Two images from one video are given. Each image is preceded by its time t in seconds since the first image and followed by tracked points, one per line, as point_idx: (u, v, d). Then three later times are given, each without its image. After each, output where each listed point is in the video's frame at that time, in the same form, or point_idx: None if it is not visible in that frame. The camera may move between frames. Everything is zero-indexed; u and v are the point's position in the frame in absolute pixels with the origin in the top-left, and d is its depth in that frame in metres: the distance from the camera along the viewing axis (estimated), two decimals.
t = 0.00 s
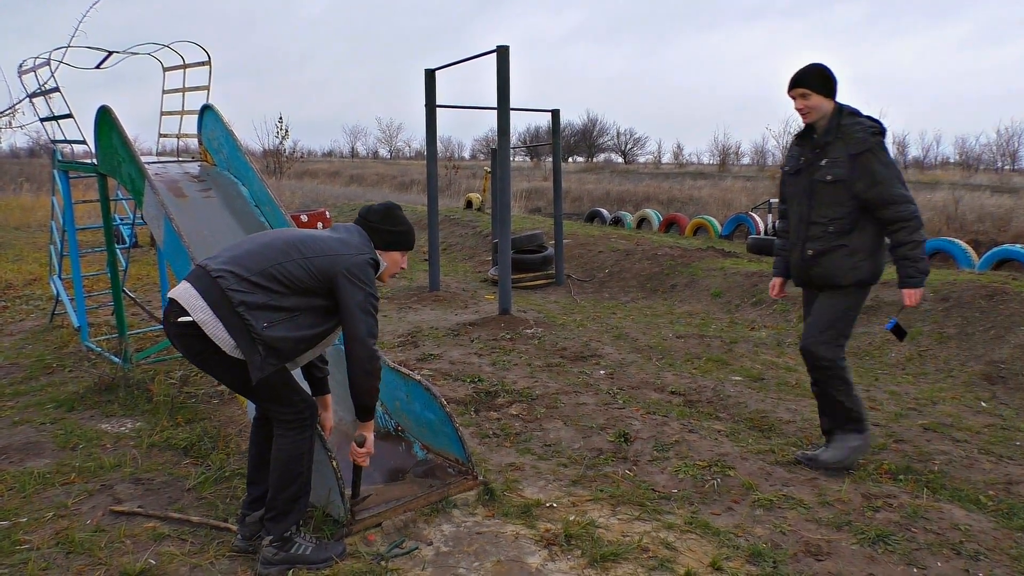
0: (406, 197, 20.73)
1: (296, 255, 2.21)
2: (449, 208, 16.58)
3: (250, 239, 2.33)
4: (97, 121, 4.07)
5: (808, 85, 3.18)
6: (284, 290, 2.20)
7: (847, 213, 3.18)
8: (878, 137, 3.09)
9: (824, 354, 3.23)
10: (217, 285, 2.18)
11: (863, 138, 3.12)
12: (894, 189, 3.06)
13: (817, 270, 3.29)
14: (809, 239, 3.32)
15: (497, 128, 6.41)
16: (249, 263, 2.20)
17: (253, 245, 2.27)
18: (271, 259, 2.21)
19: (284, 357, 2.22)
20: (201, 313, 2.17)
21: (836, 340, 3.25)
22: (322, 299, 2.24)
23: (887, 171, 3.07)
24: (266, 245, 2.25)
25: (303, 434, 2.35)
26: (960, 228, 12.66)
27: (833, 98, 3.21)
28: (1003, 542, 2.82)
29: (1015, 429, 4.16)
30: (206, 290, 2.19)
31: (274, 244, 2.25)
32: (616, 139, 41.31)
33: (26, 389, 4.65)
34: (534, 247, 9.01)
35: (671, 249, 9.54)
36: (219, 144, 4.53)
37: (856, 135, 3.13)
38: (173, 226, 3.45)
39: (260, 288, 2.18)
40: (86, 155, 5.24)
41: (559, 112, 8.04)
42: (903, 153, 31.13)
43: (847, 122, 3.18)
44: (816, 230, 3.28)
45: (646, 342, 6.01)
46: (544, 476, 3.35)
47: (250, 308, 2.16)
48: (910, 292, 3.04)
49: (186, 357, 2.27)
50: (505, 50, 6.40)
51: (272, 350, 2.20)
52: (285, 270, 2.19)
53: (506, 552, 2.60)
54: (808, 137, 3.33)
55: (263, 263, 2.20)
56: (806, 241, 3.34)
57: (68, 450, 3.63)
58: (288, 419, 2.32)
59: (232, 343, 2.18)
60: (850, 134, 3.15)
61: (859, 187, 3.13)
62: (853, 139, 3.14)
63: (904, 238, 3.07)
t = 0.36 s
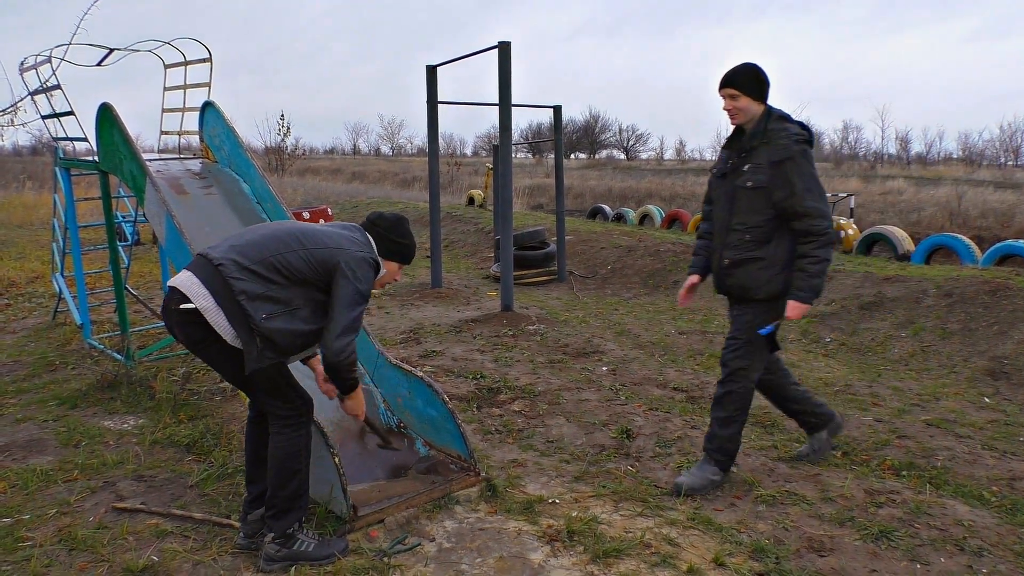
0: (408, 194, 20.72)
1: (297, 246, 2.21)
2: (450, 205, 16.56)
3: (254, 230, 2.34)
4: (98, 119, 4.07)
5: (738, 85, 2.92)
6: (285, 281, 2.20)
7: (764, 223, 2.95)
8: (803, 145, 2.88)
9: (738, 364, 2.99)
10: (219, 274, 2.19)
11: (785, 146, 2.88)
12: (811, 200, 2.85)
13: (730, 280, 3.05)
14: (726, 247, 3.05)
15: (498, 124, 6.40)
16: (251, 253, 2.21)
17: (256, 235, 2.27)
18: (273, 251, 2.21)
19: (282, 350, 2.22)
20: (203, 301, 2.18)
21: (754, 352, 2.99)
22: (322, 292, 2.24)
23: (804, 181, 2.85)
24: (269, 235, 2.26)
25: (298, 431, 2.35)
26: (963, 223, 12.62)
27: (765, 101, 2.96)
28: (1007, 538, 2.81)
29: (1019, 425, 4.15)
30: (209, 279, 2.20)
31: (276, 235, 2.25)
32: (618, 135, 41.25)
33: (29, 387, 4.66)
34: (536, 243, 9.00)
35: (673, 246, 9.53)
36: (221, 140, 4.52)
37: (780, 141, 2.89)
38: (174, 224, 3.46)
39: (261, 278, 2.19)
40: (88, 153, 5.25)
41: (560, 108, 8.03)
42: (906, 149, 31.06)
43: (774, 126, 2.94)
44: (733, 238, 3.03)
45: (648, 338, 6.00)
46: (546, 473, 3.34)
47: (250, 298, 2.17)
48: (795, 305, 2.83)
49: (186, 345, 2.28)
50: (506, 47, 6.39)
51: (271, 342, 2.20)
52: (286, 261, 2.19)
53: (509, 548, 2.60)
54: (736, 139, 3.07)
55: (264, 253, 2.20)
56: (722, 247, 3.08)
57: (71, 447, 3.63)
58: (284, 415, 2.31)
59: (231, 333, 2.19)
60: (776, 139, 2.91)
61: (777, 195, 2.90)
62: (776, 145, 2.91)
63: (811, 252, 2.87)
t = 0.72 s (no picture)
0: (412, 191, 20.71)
1: (288, 199, 2.23)
2: (454, 203, 16.56)
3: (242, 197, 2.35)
4: (102, 116, 4.08)
5: (678, 68, 2.84)
6: (285, 237, 2.22)
7: (710, 208, 2.88)
8: (748, 126, 2.79)
9: (709, 368, 2.96)
10: (221, 244, 2.20)
11: (732, 127, 2.80)
12: (755, 183, 2.78)
13: (676, 268, 2.96)
14: (672, 233, 2.95)
15: (502, 121, 6.39)
16: (247, 217, 2.22)
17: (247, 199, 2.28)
18: (266, 209, 2.22)
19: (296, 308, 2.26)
20: (210, 273, 2.18)
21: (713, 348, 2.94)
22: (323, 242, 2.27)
23: (750, 163, 2.77)
24: (259, 197, 2.27)
25: (285, 431, 2.34)
26: (967, 221, 12.57)
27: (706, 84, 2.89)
28: (1010, 536, 2.81)
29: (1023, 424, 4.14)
30: (211, 251, 2.20)
31: (266, 194, 2.27)
32: (622, 132, 41.19)
33: (33, 383, 4.67)
34: (539, 241, 8.99)
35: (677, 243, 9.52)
36: (225, 137, 4.52)
37: (726, 123, 2.82)
38: (178, 220, 3.47)
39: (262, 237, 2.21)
40: (92, 150, 5.25)
41: (564, 105, 8.01)
42: (910, 146, 30.95)
43: (718, 110, 2.86)
44: (678, 224, 2.93)
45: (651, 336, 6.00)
46: (549, 470, 3.34)
47: (255, 259, 2.19)
48: (709, 279, 2.77)
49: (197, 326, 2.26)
50: (510, 44, 6.38)
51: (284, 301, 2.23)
52: (282, 215, 2.21)
53: (512, 545, 2.60)
54: (679, 123, 2.98)
55: (259, 213, 2.22)
56: (666, 234, 2.97)
57: (75, 444, 3.64)
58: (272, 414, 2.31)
59: (243, 299, 2.19)
60: (721, 122, 2.83)
61: (721, 177, 2.82)
62: (722, 127, 2.82)
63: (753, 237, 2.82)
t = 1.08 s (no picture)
0: (416, 189, 20.72)
1: (259, 168, 2.22)
2: (458, 201, 16.56)
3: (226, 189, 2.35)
4: (108, 113, 4.09)
5: (609, 66, 2.74)
6: (278, 204, 2.23)
7: (660, 208, 2.78)
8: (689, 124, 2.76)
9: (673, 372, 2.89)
10: (231, 242, 2.23)
11: (674, 126, 2.76)
12: (705, 179, 2.74)
13: (629, 272, 2.82)
14: (624, 236, 2.81)
15: (507, 120, 6.39)
16: (238, 205, 2.24)
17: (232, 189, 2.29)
18: (248, 188, 2.23)
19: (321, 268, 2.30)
20: (235, 274, 2.21)
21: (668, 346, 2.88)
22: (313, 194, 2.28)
23: (698, 161, 2.74)
24: (238, 180, 2.27)
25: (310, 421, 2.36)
26: (973, 220, 12.52)
27: (638, 83, 2.81)
28: (1015, 537, 2.80)
29: None
30: (225, 253, 2.23)
31: (243, 175, 2.27)
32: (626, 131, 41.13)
33: (39, 380, 4.69)
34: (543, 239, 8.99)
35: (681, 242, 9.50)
36: (230, 136, 4.45)
37: (666, 122, 2.77)
38: (183, 218, 3.47)
39: (263, 216, 2.22)
40: (98, 148, 5.27)
41: (569, 104, 8.00)
42: (916, 145, 30.84)
43: (654, 109, 2.80)
44: (630, 226, 2.80)
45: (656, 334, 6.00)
46: (552, 469, 3.34)
47: (268, 240, 2.22)
48: (690, 283, 2.68)
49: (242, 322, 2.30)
50: (515, 42, 6.37)
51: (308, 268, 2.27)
52: (265, 184, 2.21)
53: (516, 543, 2.61)
54: (611, 123, 2.89)
55: (247, 196, 2.23)
56: (617, 237, 2.83)
57: (81, 440, 3.66)
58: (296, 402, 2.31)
59: (274, 285, 2.23)
60: (660, 121, 2.78)
61: (670, 176, 2.75)
62: (663, 126, 2.77)
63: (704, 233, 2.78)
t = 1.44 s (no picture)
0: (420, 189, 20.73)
1: (314, 170, 2.21)
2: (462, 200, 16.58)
3: (255, 181, 2.25)
4: (114, 112, 4.11)
5: (566, 64, 2.70)
6: (332, 209, 2.26)
7: (628, 202, 2.78)
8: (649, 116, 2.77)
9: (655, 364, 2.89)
10: (281, 244, 2.20)
11: (635, 119, 2.75)
12: (668, 170, 2.78)
13: (607, 271, 2.78)
14: (598, 235, 2.78)
15: (511, 119, 6.39)
16: (289, 207, 2.21)
17: (273, 186, 2.22)
18: (304, 190, 2.21)
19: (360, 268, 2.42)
20: (282, 277, 2.21)
21: (644, 341, 2.87)
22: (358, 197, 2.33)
23: (661, 153, 2.76)
24: (283, 178, 2.21)
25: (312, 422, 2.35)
26: (978, 220, 12.47)
27: (593, 80, 2.78)
28: (1020, 538, 2.79)
29: None
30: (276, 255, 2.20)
31: (288, 173, 2.21)
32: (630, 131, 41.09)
33: (45, 378, 4.71)
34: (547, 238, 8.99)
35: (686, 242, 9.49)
36: (235, 134, 4.46)
37: (626, 116, 2.76)
38: (189, 216, 3.48)
39: (317, 221, 2.24)
40: (103, 146, 5.28)
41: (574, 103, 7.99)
42: (921, 145, 30.76)
43: (610, 103, 2.80)
44: (604, 225, 2.77)
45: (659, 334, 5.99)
46: (555, 469, 3.34)
47: (325, 246, 2.25)
48: (673, 277, 2.78)
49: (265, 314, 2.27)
50: (520, 41, 6.36)
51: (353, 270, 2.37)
52: (322, 189, 2.22)
53: (519, 543, 2.61)
54: (567, 121, 2.84)
55: (299, 198, 2.21)
56: (591, 237, 2.80)
57: (85, 438, 3.67)
58: (299, 404, 2.31)
59: (322, 288, 2.27)
60: (620, 116, 2.77)
61: (637, 170, 2.77)
62: (624, 121, 2.76)
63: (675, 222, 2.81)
